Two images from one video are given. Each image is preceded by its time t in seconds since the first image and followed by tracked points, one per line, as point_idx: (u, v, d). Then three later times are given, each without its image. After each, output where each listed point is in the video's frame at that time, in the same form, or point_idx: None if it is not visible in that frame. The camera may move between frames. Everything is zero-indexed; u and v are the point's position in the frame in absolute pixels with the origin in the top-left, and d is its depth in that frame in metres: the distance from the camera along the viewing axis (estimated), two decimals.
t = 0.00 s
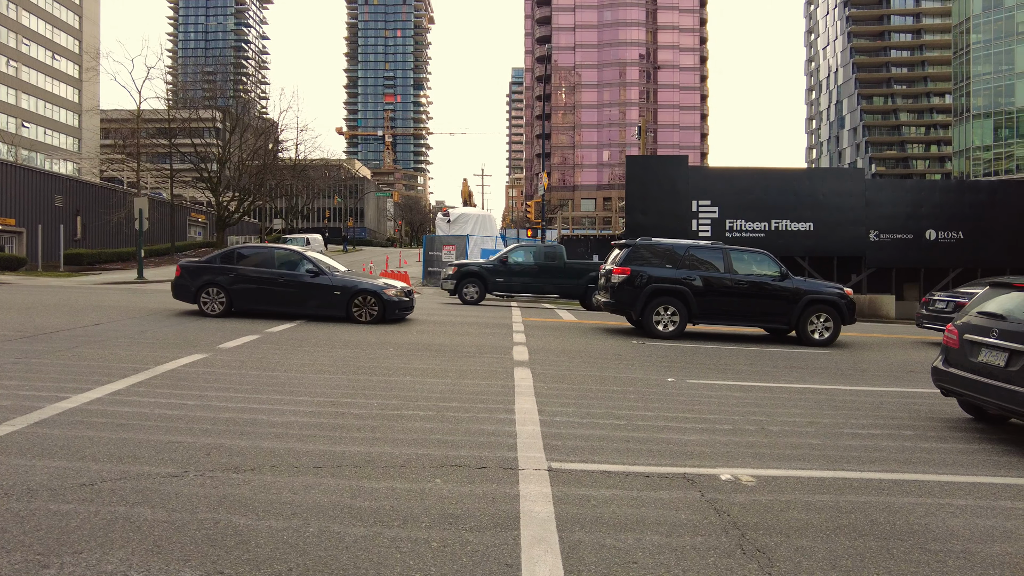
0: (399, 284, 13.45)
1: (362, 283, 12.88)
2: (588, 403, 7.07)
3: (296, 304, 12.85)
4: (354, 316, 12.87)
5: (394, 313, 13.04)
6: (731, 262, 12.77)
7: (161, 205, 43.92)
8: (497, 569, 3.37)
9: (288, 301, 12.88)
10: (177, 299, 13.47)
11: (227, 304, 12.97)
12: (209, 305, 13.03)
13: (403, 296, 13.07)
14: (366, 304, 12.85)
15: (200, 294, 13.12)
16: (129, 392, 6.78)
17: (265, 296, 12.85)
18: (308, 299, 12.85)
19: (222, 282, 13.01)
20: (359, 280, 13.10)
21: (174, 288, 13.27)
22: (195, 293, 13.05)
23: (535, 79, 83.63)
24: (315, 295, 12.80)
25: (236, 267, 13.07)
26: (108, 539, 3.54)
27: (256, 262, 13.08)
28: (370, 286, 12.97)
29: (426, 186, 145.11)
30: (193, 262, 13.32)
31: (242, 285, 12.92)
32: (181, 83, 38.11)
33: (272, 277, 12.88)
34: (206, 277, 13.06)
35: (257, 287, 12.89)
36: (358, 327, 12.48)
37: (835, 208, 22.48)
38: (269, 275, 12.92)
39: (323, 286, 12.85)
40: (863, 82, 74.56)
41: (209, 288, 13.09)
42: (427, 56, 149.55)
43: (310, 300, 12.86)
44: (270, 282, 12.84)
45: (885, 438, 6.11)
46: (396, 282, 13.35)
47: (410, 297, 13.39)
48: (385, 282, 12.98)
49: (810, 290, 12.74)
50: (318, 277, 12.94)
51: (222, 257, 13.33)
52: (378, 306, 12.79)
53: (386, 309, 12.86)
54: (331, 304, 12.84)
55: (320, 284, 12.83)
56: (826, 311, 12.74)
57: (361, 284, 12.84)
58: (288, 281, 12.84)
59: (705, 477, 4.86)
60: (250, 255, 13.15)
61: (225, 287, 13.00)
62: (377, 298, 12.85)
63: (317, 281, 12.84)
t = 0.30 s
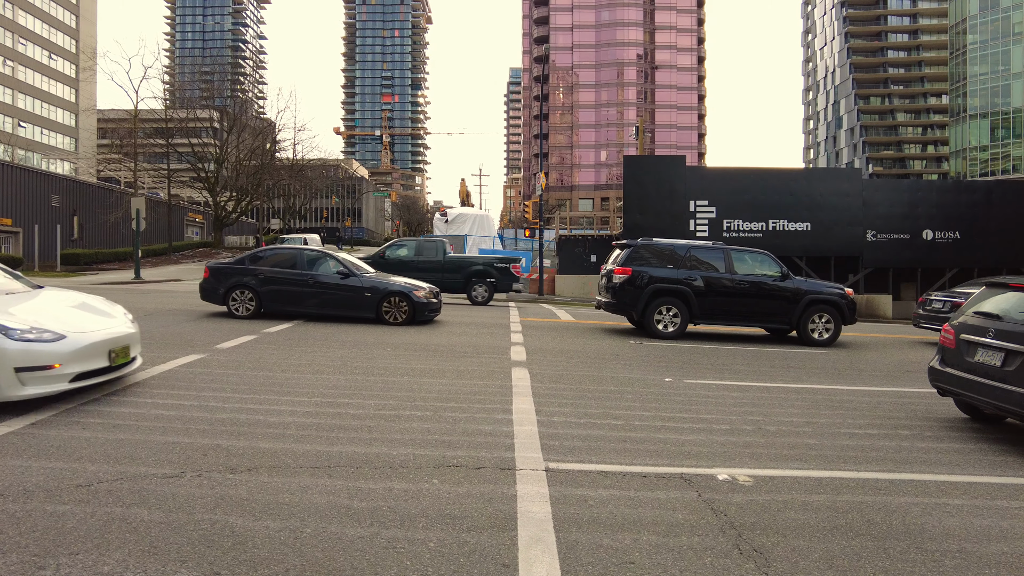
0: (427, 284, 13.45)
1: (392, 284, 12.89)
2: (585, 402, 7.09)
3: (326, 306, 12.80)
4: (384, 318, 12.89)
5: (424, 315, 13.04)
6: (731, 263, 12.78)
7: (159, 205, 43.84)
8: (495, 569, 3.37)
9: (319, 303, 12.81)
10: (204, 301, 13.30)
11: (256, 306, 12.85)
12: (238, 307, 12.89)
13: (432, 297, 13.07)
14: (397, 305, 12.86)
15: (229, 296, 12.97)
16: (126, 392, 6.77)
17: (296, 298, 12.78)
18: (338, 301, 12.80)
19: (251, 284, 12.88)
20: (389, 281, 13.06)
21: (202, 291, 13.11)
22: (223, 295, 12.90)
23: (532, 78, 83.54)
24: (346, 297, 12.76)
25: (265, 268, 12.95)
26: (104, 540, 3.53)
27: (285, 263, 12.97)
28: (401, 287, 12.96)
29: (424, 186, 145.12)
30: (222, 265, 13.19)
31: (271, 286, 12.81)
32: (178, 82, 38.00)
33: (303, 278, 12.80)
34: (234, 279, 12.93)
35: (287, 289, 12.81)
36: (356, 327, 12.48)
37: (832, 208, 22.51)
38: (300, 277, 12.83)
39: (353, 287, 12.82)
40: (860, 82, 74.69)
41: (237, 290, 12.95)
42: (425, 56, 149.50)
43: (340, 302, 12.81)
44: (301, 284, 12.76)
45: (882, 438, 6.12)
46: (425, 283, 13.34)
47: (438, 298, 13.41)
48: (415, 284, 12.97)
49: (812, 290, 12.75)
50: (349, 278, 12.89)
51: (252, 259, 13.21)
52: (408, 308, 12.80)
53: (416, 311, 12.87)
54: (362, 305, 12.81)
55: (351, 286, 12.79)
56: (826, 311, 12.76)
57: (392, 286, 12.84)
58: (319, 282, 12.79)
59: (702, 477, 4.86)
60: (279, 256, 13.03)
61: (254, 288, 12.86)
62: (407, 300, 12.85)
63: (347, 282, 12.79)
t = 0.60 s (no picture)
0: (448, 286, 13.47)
1: (414, 285, 12.88)
2: (582, 402, 7.08)
3: (349, 307, 12.79)
4: (406, 320, 12.86)
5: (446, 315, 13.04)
6: (731, 263, 12.78)
7: (157, 205, 43.81)
8: (494, 569, 3.37)
9: (342, 304, 12.79)
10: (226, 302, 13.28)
11: (280, 307, 12.85)
12: (261, 308, 12.87)
13: (454, 298, 13.10)
14: (420, 307, 12.84)
15: (251, 297, 12.95)
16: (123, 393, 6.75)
17: (320, 299, 12.78)
18: (361, 301, 12.78)
19: (274, 284, 12.89)
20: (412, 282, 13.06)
21: (224, 292, 13.08)
22: (246, 296, 12.88)
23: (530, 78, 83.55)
24: (370, 298, 12.73)
25: (288, 269, 12.96)
26: (101, 541, 3.53)
27: (308, 264, 12.97)
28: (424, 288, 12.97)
29: (422, 186, 145.12)
30: (244, 266, 13.16)
31: (295, 286, 12.82)
32: (175, 82, 37.96)
33: (326, 280, 12.78)
34: (257, 279, 12.92)
35: (311, 290, 12.80)
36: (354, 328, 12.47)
37: (830, 208, 22.52)
38: (323, 278, 12.81)
39: (376, 288, 12.79)
40: (858, 82, 74.82)
41: (260, 291, 12.94)
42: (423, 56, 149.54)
43: (364, 302, 12.79)
44: (324, 285, 12.75)
45: (878, 438, 6.14)
46: (447, 284, 13.36)
47: (460, 300, 13.43)
48: (438, 286, 13.01)
49: (812, 290, 12.76)
50: (372, 279, 12.86)
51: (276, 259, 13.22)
52: (431, 309, 12.79)
53: (439, 312, 12.86)
54: (384, 306, 12.78)
55: (374, 287, 12.77)
56: (826, 311, 12.76)
57: (416, 286, 12.83)
58: (342, 283, 12.76)
59: (700, 477, 4.87)
60: (303, 257, 13.04)
61: (277, 289, 12.90)
62: (430, 301, 12.86)
63: (371, 284, 12.77)
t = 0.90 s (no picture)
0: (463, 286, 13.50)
1: (429, 286, 12.89)
2: (579, 403, 7.10)
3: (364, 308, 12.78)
4: (422, 320, 12.90)
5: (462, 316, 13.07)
6: (729, 263, 12.79)
7: (155, 204, 43.75)
8: (493, 570, 3.38)
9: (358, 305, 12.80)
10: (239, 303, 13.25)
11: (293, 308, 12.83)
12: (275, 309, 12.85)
13: (469, 298, 13.14)
14: (435, 308, 12.87)
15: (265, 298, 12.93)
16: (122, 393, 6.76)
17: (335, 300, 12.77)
18: (376, 303, 12.80)
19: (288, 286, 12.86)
20: (427, 282, 13.06)
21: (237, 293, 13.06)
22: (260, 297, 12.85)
23: (529, 78, 83.55)
24: (385, 299, 12.75)
25: (302, 271, 12.95)
26: (98, 542, 3.53)
27: (322, 266, 12.97)
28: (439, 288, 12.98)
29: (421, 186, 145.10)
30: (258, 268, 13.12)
31: (310, 288, 12.81)
32: (173, 82, 37.88)
33: (341, 280, 12.77)
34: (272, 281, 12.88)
35: (326, 292, 12.79)
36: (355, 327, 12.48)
37: (828, 208, 22.55)
38: (338, 280, 12.80)
39: (392, 289, 12.82)
40: (856, 83, 74.92)
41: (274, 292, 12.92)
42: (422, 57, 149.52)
43: (379, 303, 12.81)
44: (339, 286, 12.73)
45: (875, 438, 6.16)
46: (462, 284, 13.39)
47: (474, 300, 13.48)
48: (453, 286, 13.03)
49: (809, 291, 12.77)
50: (387, 280, 12.87)
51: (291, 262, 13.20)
52: (447, 309, 12.82)
53: (455, 313, 12.89)
54: (400, 307, 12.83)
55: (390, 288, 12.78)
56: (825, 312, 12.78)
57: (431, 287, 12.85)
58: (356, 284, 12.75)
59: (696, 477, 4.89)
60: (318, 258, 13.03)
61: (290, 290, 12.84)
62: (445, 302, 12.87)
63: (387, 285, 12.78)
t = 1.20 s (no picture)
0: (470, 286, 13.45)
1: (438, 286, 12.75)
2: (578, 403, 7.11)
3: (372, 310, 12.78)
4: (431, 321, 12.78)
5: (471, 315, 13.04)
6: (728, 263, 12.79)
7: (152, 205, 43.67)
8: (488, 570, 3.38)
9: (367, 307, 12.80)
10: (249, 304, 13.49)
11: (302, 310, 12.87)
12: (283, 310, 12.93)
13: (477, 299, 13.07)
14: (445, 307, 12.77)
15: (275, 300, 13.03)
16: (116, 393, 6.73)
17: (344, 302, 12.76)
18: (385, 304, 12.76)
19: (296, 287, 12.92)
20: (436, 284, 12.97)
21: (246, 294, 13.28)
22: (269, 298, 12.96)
23: (527, 78, 83.53)
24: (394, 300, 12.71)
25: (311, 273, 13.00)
26: (91, 542, 3.53)
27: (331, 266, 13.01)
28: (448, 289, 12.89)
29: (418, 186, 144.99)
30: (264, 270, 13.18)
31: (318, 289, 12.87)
32: (171, 82, 37.84)
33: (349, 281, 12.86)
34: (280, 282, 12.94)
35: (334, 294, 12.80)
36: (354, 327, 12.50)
37: (825, 208, 22.57)
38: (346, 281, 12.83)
39: (400, 290, 12.78)
40: (853, 83, 75.01)
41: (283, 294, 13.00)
42: (419, 57, 149.35)
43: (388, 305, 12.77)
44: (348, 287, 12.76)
45: (870, 437, 6.16)
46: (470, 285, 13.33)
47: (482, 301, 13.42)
48: (462, 287, 12.96)
49: (807, 291, 12.77)
50: (396, 281, 12.86)
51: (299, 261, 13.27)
52: (456, 310, 12.71)
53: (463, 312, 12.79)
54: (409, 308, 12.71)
55: (399, 289, 12.74)
56: (823, 312, 12.79)
57: (440, 288, 12.73)
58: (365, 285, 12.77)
59: (692, 477, 4.89)
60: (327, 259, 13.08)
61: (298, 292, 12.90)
62: (454, 302, 12.77)
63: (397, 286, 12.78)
